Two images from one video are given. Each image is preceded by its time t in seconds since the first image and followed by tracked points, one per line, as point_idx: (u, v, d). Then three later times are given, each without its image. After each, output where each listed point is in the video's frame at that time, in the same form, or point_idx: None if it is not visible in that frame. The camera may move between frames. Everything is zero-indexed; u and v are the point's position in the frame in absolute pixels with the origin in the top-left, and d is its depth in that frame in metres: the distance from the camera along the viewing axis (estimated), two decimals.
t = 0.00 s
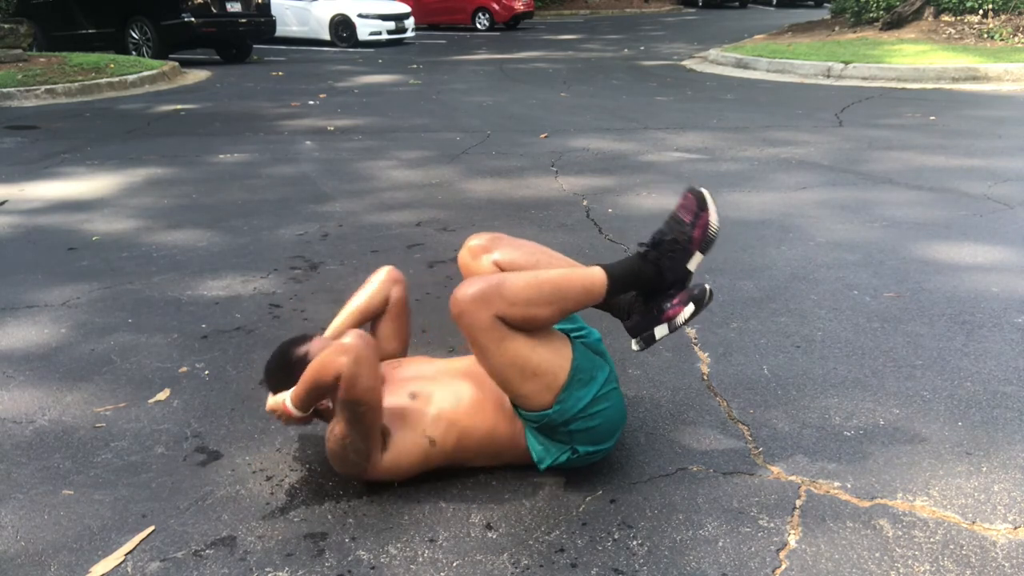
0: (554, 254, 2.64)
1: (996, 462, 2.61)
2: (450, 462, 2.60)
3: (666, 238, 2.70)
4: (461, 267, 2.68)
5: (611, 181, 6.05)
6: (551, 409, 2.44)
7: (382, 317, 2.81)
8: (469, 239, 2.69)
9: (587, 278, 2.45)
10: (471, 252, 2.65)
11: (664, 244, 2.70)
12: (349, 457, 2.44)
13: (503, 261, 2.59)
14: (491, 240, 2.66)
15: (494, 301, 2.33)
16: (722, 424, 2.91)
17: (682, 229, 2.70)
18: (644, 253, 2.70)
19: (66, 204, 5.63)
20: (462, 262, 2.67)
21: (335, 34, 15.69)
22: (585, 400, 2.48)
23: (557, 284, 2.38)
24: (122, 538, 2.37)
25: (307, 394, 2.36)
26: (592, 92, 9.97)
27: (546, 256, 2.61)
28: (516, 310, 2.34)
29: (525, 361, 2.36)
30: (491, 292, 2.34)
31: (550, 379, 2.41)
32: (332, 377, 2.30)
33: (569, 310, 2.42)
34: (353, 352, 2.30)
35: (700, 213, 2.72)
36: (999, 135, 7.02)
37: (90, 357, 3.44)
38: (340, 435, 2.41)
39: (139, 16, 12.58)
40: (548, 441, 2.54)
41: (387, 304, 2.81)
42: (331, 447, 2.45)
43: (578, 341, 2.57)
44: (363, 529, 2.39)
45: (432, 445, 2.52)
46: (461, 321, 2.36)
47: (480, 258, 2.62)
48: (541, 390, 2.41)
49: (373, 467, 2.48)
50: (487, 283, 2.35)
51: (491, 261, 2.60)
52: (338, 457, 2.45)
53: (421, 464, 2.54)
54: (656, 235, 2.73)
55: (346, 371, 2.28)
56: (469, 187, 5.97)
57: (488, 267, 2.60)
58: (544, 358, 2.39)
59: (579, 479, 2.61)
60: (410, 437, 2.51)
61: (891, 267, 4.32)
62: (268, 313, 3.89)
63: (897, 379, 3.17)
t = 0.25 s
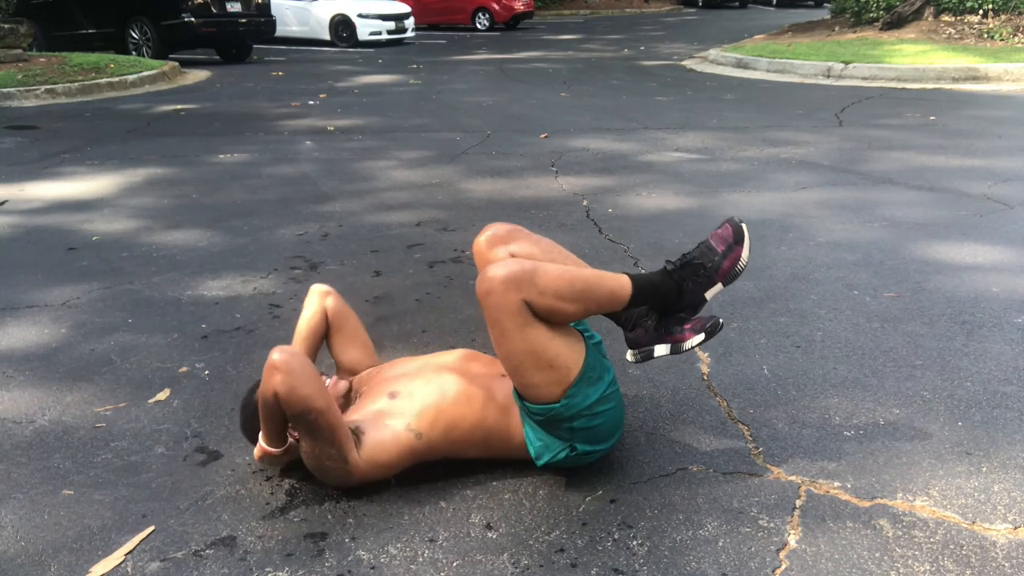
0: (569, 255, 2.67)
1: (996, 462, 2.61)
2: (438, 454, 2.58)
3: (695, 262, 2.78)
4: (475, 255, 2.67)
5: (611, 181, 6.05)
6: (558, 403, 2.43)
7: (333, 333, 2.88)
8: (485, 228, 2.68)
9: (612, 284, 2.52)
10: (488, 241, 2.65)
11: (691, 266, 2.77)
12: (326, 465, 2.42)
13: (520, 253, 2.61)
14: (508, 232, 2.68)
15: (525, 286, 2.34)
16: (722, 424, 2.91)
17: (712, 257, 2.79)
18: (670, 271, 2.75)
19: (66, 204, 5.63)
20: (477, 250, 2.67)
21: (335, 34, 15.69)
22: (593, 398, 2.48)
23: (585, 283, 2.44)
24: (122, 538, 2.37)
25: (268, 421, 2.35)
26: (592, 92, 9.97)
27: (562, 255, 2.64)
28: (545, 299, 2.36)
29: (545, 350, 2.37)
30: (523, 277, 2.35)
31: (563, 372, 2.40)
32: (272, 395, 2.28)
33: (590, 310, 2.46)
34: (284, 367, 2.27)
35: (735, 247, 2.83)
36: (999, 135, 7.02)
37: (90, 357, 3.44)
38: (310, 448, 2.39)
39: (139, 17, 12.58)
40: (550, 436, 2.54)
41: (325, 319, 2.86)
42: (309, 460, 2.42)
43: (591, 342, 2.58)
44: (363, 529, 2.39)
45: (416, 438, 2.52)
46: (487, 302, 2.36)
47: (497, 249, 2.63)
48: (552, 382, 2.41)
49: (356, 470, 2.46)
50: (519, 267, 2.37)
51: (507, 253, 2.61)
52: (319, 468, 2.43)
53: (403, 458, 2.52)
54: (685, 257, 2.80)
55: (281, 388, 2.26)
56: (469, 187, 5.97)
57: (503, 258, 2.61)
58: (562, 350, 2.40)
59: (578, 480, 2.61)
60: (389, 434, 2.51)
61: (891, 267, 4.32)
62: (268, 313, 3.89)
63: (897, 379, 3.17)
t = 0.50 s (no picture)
0: (560, 253, 2.65)
1: (996, 462, 2.61)
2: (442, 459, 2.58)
3: (676, 249, 2.74)
4: (467, 259, 2.68)
5: (611, 180, 6.05)
6: (548, 406, 2.43)
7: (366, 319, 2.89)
8: (476, 233, 2.68)
9: (593, 280, 2.50)
10: (479, 245, 2.65)
11: (672, 255, 2.74)
12: (337, 458, 2.43)
13: (511, 256, 2.60)
14: (499, 235, 2.67)
15: (500, 293, 2.35)
16: (722, 424, 2.91)
17: (692, 241, 2.75)
18: (651, 262, 2.73)
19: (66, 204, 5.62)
20: (469, 255, 2.67)
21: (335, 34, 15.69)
22: (583, 398, 2.47)
23: (564, 284, 2.42)
24: (122, 538, 2.37)
25: (291, 400, 2.36)
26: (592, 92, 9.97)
27: (553, 254, 2.62)
28: (522, 303, 2.36)
29: (526, 354, 2.37)
30: (498, 284, 2.36)
31: (550, 375, 2.40)
32: (311, 380, 2.28)
33: (573, 310, 2.45)
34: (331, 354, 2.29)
35: (712, 227, 2.77)
36: (999, 135, 7.02)
37: (91, 357, 3.44)
38: (328, 437, 2.40)
39: (139, 16, 12.57)
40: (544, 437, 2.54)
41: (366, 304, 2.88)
42: (321, 449, 2.43)
43: (581, 342, 2.58)
44: (363, 529, 2.39)
45: (425, 442, 2.52)
46: (466, 311, 2.38)
47: (488, 253, 2.63)
48: (539, 385, 2.41)
49: (364, 467, 2.47)
50: (495, 274, 2.38)
51: (497, 256, 2.61)
52: (328, 460, 2.44)
53: (412, 460, 2.53)
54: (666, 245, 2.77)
55: (323, 374, 2.27)
56: (469, 187, 5.97)
57: (494, 261, 2.61)
58: (546, 353, 2.40)
59: (578, 479, 2.61)
60: (400, 437, 2.51)
61: (892, 267, 4.32)
62: (268, 313, 3.89)
63: (897, 379, 3.17)
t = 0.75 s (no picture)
0: (537, 253, 2.61)
1: (996, 462, 2.61)
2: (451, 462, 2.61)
3: (624, 223, 2.64)
4: (450, 274, 2.67)
5: (611, 180, 6.05)
6: (538, 412, 2.45)
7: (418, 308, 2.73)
8: (458, 245, 2.67)
9: (553, 277, 2.41)
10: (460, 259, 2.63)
11: (624, 231, 2.64)
12: (363, 438, 2.48)
13: (491, 267, 2.56)
14: (478, 246, 2.64)
15: (462, 315, 2.33)
16: (722, 424, 2.91)
17: (636, 209, 2.63)
18: (608, 244, 2.65)
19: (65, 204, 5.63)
20: (452, 268, 2.67)
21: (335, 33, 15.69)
22: (573, 398, 2.47)
23: (523, 290, 2.37)
24: (122, 537, 2.37)
25: (341, 366, 2.36)
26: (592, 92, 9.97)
27: (529, 258, 2.57)
28: (485, 320, 2.34)
29: (503, 368, 2.38)
30: (458, 306, 2.34)
31: (533, 383, 2.42)
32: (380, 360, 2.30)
33: (538, 313, 2.40)
34: (406, 338, 2.31)
35: (650, 187, 2.63)
36: (999, 135, 7.02)
37: (90, 357, 3.44)
38: (366, 415, 2.43)
39: (139, 16, 12.58)
40: (542, 442, 2.54)
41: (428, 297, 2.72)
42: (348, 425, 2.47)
43: (564, 342, 2.58)
44: (363, 530, 2.39)
45: (440, 446, 2.55)
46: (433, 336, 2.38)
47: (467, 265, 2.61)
48: (526, 394, 2.42)
49: (381, 456, 2.52)
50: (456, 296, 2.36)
51: (478, 267, 2.58)
52: (351, 436, 2.49)
53: (426, 461, 2.57)
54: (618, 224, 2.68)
55: (394, 356, 2.29)
56: (469, 187, 5.97)
57: (476, 273, 2.58)
58: (523, 363, 2.40)
59: (579, 479, 2.61)
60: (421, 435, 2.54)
61: (891, 267, 4.32)
62: (268, 313, 3.89)
63: (897, 379, 3.17)
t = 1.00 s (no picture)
0: (559, 255, 2.65)
1: (996, 462, 2.61)
2: (445, 458, 2.59)
3: (678, 247, 2.74)
4: (465, 263, 2.68)
5: (611, 180, 6.05)
6: (547, 407, 2.43)
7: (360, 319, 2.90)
8: (475, 236, 2.69)
9: (592, 281, 2.50)
10: (478, 249, 2.65)
11: (674, 253, 2.73)
12: (338, 457, 2.44)
13: (509, 259, 2.59)
14: (498, 238, 2.67)
15: (501, 293, 2.34)
16: (722, 424, 2.91)
17: (694, 239, 2.74)
18: (653, 262, 2.73)
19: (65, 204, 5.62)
20: (466, 258, 2.68)
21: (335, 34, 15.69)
22: (583, 398, 2.47)
23: (563, 285, 2.41)
24: (122, 537, 2.37)
25: (282, 405, 2.36)
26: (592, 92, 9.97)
27: (552, 256, 2.62)
28: (522, 304, 2.35)
29: (527, 354, 2.36)
30: (498, 284, 2.34)
31: (549, 374, 2.39)
32: (301, 385, 2.29)
33: (571, 310, 2.44)
34: (316, 358, 2.29)
35: (715, 226, 2.78)
36: (999, 135, 7.02)
37: (90, 357, 3.44)
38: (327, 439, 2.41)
39: (139, 16, 12.58)
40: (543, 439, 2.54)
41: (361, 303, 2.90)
42: (320, 450, 2.45)
43: (579, 342, 2.57)
44: (363, 529, 2.39)
45: (427, 441, 2.54)
46: (465, 310, 2.36)
47: (487, 255, 2.63)
48: (539, 386, 2.40)
49: (364, 467, 2.48)
50: (495, 274, 2.36)
51: (497, 258, 2.61)
52: (328, 460, 2.45)
53: (414, 460, 2.55)
54: (666, 243, 2.76)
55: (310, 379, 2.27)
56: (469, 187, 5.97)
57: (494, 264, 2.61)
58: (545, 353, 2.39)
59: (579, 480, 2.61)
60: (401, 436, 2.52)
61: (892, 266, 4.32)
62: (268, 313, 3.89)
63: (897, 379, 3.17)
